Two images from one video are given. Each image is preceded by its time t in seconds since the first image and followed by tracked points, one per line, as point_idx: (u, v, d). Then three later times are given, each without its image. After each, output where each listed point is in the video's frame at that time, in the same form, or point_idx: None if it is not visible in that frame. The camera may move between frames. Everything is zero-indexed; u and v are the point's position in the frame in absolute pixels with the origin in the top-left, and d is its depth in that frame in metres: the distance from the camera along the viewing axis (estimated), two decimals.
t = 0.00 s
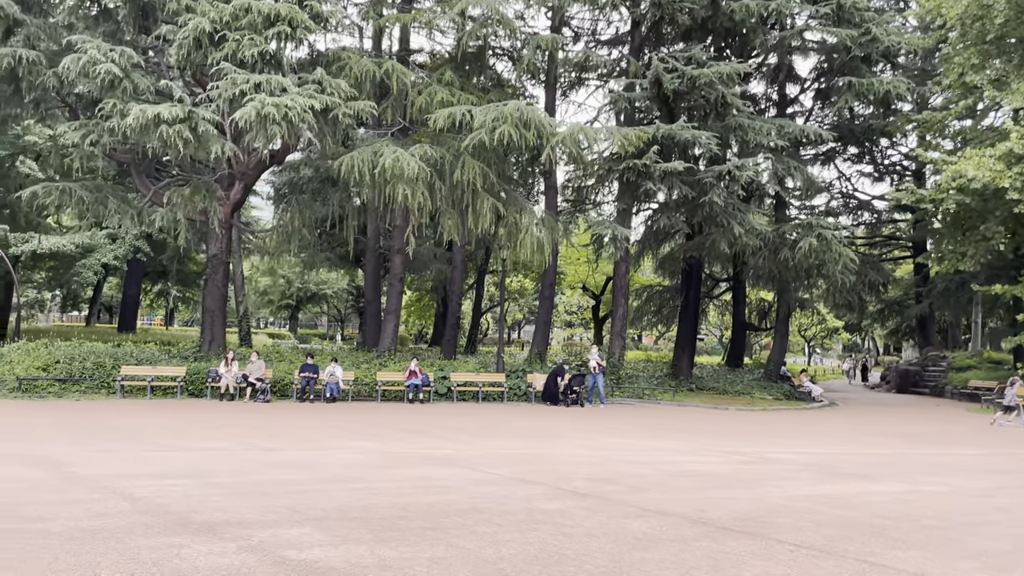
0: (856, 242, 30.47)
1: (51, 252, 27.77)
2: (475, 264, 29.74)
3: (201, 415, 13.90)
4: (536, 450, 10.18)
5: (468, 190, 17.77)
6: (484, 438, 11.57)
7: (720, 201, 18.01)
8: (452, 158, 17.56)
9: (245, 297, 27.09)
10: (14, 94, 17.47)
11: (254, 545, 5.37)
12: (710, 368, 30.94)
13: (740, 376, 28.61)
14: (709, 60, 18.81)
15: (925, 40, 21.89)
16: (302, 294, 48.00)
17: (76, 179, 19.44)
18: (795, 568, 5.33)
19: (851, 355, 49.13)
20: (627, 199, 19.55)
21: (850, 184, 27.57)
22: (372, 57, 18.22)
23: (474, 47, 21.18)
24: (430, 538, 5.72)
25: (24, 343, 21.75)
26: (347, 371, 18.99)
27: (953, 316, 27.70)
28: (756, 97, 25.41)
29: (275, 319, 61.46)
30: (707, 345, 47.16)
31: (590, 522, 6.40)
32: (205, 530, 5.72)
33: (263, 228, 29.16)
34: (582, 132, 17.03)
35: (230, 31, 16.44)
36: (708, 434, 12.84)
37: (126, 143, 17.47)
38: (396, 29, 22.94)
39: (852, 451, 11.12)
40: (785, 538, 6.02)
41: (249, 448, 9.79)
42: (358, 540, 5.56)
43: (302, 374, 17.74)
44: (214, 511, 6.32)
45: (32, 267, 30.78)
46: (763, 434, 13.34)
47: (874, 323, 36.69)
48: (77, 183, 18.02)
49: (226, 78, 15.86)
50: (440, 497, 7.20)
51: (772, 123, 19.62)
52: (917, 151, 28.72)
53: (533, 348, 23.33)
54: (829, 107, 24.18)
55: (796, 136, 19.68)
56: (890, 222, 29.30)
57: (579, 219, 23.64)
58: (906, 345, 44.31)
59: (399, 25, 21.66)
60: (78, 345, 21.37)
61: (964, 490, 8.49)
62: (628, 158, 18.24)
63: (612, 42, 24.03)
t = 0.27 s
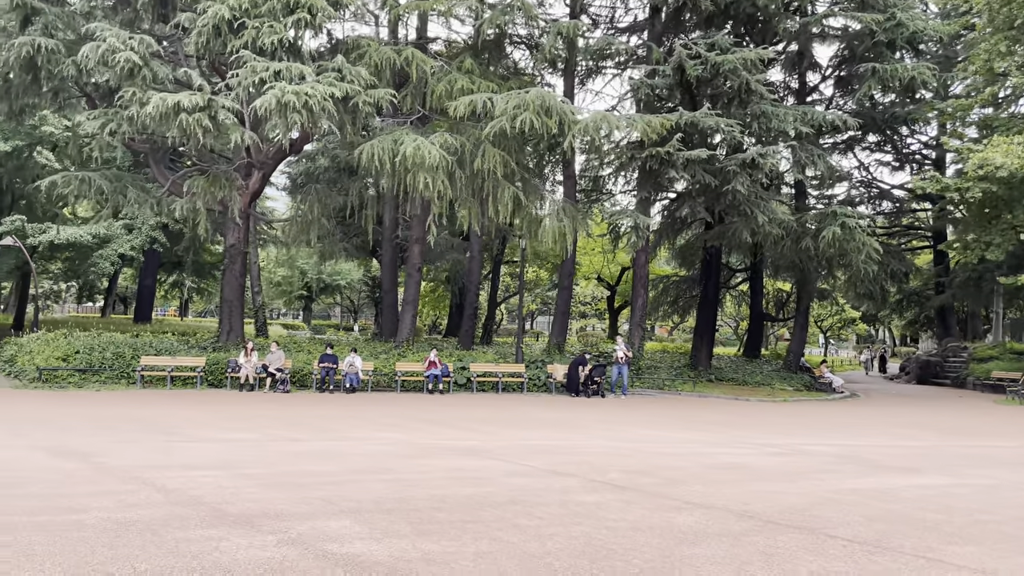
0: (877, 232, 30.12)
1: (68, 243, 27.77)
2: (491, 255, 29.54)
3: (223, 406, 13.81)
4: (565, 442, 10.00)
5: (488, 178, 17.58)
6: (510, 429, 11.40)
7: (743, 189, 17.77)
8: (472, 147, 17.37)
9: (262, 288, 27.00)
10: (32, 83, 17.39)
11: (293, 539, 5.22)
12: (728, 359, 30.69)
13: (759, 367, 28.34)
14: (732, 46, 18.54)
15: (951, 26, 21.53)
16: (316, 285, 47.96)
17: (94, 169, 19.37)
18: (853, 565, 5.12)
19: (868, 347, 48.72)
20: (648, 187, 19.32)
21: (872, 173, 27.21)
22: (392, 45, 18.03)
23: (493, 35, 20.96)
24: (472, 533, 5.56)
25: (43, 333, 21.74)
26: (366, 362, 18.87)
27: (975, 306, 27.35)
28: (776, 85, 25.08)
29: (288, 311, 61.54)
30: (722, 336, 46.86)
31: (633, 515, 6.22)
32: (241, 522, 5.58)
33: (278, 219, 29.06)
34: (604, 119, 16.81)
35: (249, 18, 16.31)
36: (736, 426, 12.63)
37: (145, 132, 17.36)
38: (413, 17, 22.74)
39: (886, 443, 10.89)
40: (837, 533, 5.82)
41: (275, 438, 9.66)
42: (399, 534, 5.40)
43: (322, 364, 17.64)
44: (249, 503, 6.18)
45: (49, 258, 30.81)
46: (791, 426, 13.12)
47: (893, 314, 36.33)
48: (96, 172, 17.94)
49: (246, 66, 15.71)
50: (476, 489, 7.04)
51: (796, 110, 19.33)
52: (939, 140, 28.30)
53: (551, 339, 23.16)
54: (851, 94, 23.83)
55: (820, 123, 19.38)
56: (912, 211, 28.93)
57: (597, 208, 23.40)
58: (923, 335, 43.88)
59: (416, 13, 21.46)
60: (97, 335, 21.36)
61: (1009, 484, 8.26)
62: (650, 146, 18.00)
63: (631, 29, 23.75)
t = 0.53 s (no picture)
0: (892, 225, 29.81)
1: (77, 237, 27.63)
2: (502, 249, 29.32)
3: (238, 402, 13.65)
4: (590, 440, 9.81)
5: (503, 171, 17.37)
6: (532, 426, 11.22)
7: (763, 182, 17.54)
8: (487, 139, 17.16)
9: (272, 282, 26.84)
10: (42, 76, 17.20)
11: (329, 544, 5.06)
12: (740, 354, 30.45)
13: (773, 361, 28.09)
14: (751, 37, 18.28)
15: (972, 16, 21.23)
16: (324, 279, 47.80)
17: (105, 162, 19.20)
18: (909, 572, 4.94)
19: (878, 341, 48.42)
20: (665, 180, 19.08)
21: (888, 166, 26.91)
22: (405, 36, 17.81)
23: (506, 26, 20.71)
24: (511, 537, 5.38)
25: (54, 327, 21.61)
26: (380, 356, 18.70)
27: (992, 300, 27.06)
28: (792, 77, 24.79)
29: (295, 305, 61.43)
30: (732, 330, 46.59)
31: (673, 518, 6.04)
32: (273, 526, 5.40)
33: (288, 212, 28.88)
34: (622, 111, 16.58)
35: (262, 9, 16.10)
36: (760, 423, 12.42)
37: (157, 125, 17.18)
38: (425, 9, 22.49)
39: (916, 441, 10.67)
40: (887, 538, 5.62)
41: (295, 436, 9.49)
42: (437, 538, 5.23)
43: (336, 359, 17.48)
44: (278, 504, 6.01)
45: (58, 253, 30.70)
46: (815, 422, 12.92)
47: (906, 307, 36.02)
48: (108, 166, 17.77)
49: (260, 58, 15.50)
50: (507, 490, 6.87)
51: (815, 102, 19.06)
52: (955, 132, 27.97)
53: (565, 333, 22.96)
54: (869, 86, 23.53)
55: (840, 114, 19.11)
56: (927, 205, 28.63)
57: (611, 202, 23.18)
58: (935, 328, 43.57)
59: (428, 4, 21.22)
60: (108, 329, 21.23)
61: None
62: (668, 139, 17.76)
63: (644, 20, 23.46)
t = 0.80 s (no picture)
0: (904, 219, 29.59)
1: (84, 232, 27.46)
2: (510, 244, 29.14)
3: (253, 397, 13.51)
4: (614, 436, 9.65)
5: (517, 164, 17.17)
6: (551, 422, 11.06)
7: (779, 175, 17.34)
8: (501, 132, 16.96)
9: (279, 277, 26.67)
10: (51, 69, 17.01)
11: (366, 545, 4.90)
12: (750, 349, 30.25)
13: (784, 356, 27.89)
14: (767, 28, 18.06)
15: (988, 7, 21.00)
16: (328, 275, 47.62)
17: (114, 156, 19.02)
18: (966, 574, 4.78)
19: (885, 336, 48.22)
20: (679, 173, 18.89)
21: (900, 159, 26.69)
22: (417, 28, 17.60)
23: (516, 18, 20.50)
24: (552, 537, 5.22)
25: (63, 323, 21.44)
26: (391, 352, 18.54)
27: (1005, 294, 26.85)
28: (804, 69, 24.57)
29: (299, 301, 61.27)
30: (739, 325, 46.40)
31: (714, 518, 5.89)
32: (307, 526, 5.25)
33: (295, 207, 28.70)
34: (638, 103, 16.38)
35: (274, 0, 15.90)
36: (781, 418, 12.25)
37: (167, 118, 17.00)
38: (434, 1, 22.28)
39: (943, 437, 10.51)
40: (937, 538, 5.47)
41: (315, 432, 9.33)
42: (476, 539, 5.07)
43: (348, 355, 17.33)
44: (308, 504, 5.86)
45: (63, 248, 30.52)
46: (836, 418, 12.75)
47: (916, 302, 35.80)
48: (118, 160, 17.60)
49: (271, 50, 15.30)
50: (539, 488, 6.71)
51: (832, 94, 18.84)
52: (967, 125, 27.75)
53: (576, 328, 22.78)
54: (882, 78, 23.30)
55: (856, 107, 18.91)
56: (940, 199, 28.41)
57: (622, 196, 22.99)
58: (943, 323, 43.37)
59: None
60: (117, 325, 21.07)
61: None
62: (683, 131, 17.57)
63: (655, 12, 23.23)
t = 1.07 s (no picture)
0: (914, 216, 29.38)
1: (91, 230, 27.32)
2: (518, 243, 28.95)
3: (265, 398, 13.34)
4: (637, 438, 9.48)
5: (530, 161, 16.99)
6: (571, 423, 10.90)
7: (795, 172, 17.16)
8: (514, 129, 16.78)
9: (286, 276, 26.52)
10: (60, 66, 16.84)
11: (404, 554, 4.74)
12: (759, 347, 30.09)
13: (794, 355, 27.71)
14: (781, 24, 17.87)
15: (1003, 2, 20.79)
16: (333, 273, 47.45)
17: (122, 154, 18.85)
18: None
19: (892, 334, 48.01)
20: (693, 170, 18.70)
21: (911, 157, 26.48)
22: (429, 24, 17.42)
23: (527, 15, 20.31)
24: (594, 546, 5.06)
25: (71, 322, 21.30)
26: (403, 351, 18.38)
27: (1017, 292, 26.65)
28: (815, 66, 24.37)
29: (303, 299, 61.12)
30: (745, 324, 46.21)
31: (755, 524, 5.72)
32: (342, 535, 5.09)
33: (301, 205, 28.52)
34: (652, 99, 16.19)
35: None
36: (803, 419, 12.08)
37: (177, 116, 16.84)
38: None
39: (970, 438, 10.34)
40: (989, 546, 5.31)
41: (335, 434, 9.17)
42: (517, 548, 4.91)
43: (359, 354, 17.17)
44: (339, 510, 5.70)
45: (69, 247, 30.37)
46: (858, 419, 12.58)
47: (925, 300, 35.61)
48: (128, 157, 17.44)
49: (283, 46, 15.11)
50: (572, 492, 6.55)
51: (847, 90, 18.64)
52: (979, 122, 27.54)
53: (587, 327, 22.61)
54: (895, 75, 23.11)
55: (871, 103, 18.71)
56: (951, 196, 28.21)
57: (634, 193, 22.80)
58: (951, 321, 43.14)
59: None
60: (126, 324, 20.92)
61: None
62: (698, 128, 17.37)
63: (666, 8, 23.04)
